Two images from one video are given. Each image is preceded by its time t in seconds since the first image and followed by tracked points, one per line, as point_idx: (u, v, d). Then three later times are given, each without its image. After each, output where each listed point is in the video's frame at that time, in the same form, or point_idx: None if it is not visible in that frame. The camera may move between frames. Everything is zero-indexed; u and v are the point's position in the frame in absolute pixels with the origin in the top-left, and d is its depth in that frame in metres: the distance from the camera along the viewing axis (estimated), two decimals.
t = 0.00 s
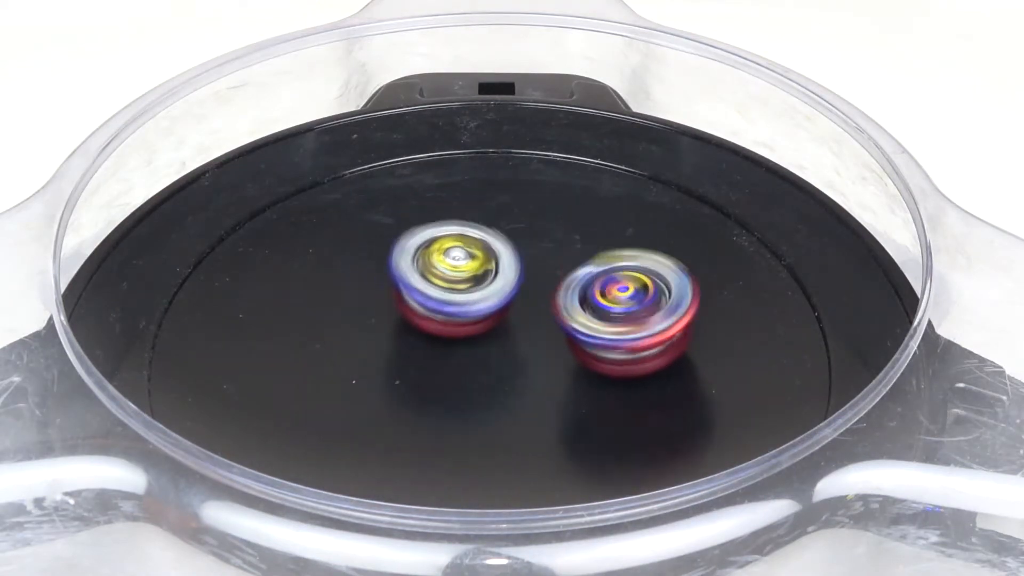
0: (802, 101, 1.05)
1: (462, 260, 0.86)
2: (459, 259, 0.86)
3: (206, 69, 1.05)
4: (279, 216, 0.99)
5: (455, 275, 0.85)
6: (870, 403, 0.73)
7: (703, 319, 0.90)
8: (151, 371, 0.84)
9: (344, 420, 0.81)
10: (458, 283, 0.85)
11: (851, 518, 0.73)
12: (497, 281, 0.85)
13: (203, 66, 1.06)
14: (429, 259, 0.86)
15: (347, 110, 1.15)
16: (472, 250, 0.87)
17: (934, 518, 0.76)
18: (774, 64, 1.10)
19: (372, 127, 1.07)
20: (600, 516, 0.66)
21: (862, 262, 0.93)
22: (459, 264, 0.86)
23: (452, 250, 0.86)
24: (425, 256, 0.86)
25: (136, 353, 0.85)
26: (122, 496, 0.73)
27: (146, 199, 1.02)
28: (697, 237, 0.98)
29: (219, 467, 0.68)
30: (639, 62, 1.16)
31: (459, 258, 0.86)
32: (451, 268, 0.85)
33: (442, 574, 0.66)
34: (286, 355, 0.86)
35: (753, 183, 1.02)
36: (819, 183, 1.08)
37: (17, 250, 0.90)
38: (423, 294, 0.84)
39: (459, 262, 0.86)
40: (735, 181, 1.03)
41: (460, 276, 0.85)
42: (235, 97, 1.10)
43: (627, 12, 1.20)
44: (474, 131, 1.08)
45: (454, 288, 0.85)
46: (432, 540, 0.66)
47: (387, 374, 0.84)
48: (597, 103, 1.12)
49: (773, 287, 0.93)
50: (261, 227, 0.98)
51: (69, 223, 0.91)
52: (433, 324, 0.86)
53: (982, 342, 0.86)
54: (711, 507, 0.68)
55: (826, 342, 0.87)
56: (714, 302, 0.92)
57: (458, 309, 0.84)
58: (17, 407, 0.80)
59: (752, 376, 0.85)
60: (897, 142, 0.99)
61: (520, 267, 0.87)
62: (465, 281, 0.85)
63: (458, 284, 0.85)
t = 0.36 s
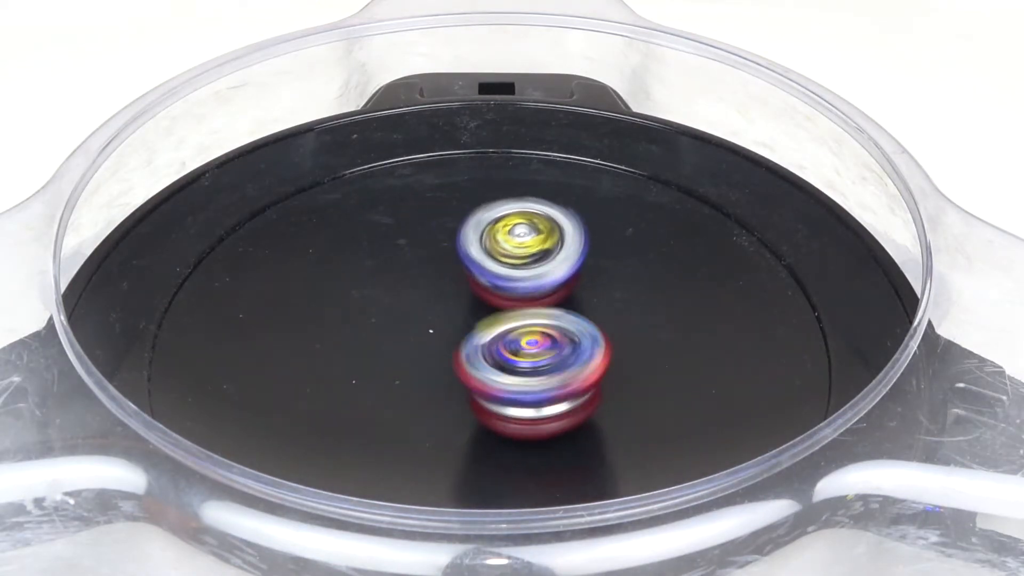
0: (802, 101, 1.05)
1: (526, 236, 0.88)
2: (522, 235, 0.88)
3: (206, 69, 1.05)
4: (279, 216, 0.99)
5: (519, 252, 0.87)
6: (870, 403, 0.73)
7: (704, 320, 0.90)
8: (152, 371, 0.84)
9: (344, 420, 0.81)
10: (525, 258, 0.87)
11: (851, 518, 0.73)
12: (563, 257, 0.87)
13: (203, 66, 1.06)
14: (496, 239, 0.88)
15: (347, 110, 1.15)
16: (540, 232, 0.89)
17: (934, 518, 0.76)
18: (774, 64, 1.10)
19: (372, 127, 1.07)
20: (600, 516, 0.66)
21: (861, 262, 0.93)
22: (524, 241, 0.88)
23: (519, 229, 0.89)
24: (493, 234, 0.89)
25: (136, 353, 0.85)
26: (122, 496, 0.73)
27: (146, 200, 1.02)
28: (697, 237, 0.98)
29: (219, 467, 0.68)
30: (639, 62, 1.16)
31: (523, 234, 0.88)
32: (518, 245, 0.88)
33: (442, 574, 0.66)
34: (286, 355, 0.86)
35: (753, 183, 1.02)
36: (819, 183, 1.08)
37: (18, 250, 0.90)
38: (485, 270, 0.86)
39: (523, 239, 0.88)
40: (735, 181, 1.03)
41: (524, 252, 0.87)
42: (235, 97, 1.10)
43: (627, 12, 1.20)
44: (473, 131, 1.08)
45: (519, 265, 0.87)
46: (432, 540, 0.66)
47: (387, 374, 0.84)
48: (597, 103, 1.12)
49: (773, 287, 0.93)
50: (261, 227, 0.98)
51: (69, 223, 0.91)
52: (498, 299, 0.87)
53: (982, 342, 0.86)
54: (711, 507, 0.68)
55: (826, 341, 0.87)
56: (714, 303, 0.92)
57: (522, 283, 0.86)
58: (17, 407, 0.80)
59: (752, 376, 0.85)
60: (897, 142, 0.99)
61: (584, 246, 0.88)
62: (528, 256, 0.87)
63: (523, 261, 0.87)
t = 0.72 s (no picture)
0: (802, 101, 1.05)
1: (559, 295, 0.84)
2: (554, 294, 0.84)
3: (206, 69, 1.05)
4: (279, 216, 0.99)
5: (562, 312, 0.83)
6: (870, 403, 0.73)
7: (704, 320, 0.90)
8: (151, 370, 0.84)
9: (344, 421, 0.81)
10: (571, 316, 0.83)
11: (851, 518, 0.73)
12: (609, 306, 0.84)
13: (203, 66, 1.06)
14: (530, 306, 0.84)
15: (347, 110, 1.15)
16: (572, 287, 0.85)
17: (934, 518, 0.76)
18: (774, 63, 1.09)
19: (372, 127, 1.07)
20: (600, 516, 0.66)
21: (861, 262, 0.93)
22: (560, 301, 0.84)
23: (551, 289, 0.84)
24: (529, 306, 0.84)
25: (136, 353, 0.85)
26: (122, 496, 0.73)
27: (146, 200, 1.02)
28: (697, 237, 0.98)
29: (219, 467, 0.68)
30: (639, 62, 1.16)
31: (554, 295, 0.84)
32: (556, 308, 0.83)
33: (442, 574, 0.66)
34: (287, 355, 0.86)
35: (753, 183, 1.02)
36: (819, 183, 1.08)
37: (18, 250, 0.90)
38: (530, 338, 0.82)
39: (560, 299, 0.84)
40: (735, 181, 1.03)
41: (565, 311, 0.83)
42: (235, 97, 1.10)
43: (626, 12, 1.20)
44: (473, 131, 1.08)
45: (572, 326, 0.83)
46: (432, 540, 0.66)
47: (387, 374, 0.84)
48: (597, 103, 1.12)
49: (773, 287, 0.93)
50: (261, 227, 0.98)
51: (69, 223, 0.91)
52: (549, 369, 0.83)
53: (982, 342, 0.86)
54: (711, 507, 0.68)
55: (826, 341, 0.87)
56: (714, 303, 0.91)
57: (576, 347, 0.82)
58: (17, 407, 0.80)
59: (752, 376, 0.85)
60: (897, 142, 0.99)
61: (628, 297, 0.85)
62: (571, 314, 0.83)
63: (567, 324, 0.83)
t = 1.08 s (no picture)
0: (802, 101, 1.05)
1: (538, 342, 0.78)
2: (532, 343, 0.78)
3: (206, 69, 1.05)
4: (279, 216, 0.99)
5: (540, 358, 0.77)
6: (870, 403, 0.73)
7: (704, 320, 0.90)
8: (151, 370, 0.84)
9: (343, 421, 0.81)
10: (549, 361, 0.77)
11: (851, 518, 0.73)
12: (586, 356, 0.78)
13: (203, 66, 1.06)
14: (507, 343, 0.78)
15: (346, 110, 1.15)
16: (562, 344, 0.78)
17: (934, 518, 0.76)
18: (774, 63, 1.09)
19: (372, 127, 1.08)
20: (600, 516, 0.66)
21: (861, 263, 0.93)
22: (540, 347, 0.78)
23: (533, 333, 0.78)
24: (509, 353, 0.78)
25: (136, 353, 0.85)
26: (122, 496, 0.73)
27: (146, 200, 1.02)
28: (698, 237, 0.98)
29: (219, 467, 0.68)
30: (639, 62, 1.16)
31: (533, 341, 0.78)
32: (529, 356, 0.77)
33: (443, 574, 0.66)
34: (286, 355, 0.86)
35: (753, 183, 1.02)
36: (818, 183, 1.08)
37: (18, 250, 0.90)
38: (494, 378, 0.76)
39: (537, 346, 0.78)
40: (735, 181, 1.03)
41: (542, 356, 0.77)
42: (235, 97, 1.10)
43: (626, 12, 1.20)
44: (473, 131, 1.08)
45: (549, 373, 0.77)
46: (432, 540, 0.66)
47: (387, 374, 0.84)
48: (597, 103, 1.12)
49: (773, 287, 0.93)
50: (261, 227, 0.98)
51: (69, 223, 0.91)
52: (506, 414, 0.77)
53: (982, 342, 0.86)
54: (711, 507, 0.68)
55: (826, 341, 0.87)
56: (714, 303, 0.91)
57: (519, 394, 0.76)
58: (17, 407, 0.80)
59: (752, 376, 0.85)
60: (897, 142, 0.99)
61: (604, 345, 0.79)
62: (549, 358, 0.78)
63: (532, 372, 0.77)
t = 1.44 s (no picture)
0: (802, 101, 1.05)
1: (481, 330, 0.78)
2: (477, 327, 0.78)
3: (206, 69, 1.05)
4: (279, 216, 0.99)
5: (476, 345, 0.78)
6: (870, 402, 0.73)
7: (704, 320, 0.90)
8: (151, 370, 0.84)
9: (343, 420, 0.81)
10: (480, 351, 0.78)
11: (851, 518, 0.73)
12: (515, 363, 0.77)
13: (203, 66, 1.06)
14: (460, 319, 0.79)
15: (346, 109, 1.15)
16: (495, 346, 0.78)
17: (934, 518, 0.76)
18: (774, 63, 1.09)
19: (372, 127, 1.08)
20: (600, 516, 0.66)
21: (861, 262, 0.93)
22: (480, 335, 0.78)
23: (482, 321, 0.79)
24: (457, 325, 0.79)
25: (136, 353, 0.85)
26: (122, 496, 0.73)
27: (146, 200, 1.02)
28: (698, 237, 0.98)
29: (219, 467, 0.68)
30: (639, 62, 1.16)
31: (477, 327, 0.78)
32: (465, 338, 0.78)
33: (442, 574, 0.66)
34: (286, 355, 0.86)
35: (753, 183, 1.02)
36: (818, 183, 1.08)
37: (18, 250, 0.90)
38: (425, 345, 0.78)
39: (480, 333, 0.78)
40: (735, 180, 1.03)
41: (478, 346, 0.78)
42: (235, 96, 1.10)
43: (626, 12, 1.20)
44: (473, 131, 1.08)
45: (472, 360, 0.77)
46: (431, 540, 0.66)
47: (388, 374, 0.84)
48: (597, 103, 1.12)
49: (773, 287, 0.93)
50: (261, 227, 0.98)
51: (69, 223, 0.91)
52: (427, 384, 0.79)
53: (982, 342, 0.86)
54: (710, 507, 0.68)
55: (826, 341, 0.87)
56: (714, 303, 0.91)
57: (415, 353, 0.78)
58: (17, 407, 0.80)
59: (753, 376, 0.85)
60: (897, 142, 0.99)
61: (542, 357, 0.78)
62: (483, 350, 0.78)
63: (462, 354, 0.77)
